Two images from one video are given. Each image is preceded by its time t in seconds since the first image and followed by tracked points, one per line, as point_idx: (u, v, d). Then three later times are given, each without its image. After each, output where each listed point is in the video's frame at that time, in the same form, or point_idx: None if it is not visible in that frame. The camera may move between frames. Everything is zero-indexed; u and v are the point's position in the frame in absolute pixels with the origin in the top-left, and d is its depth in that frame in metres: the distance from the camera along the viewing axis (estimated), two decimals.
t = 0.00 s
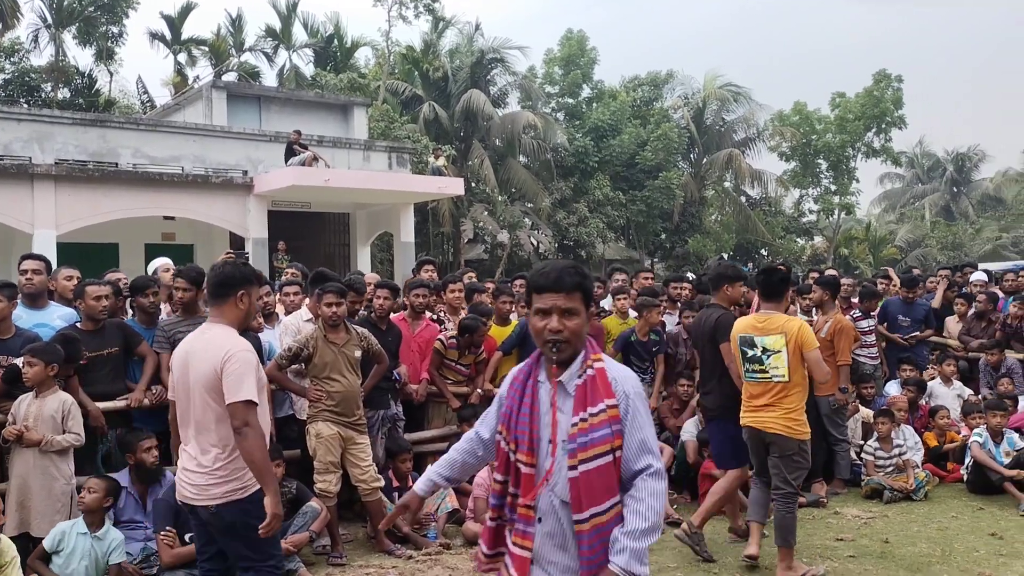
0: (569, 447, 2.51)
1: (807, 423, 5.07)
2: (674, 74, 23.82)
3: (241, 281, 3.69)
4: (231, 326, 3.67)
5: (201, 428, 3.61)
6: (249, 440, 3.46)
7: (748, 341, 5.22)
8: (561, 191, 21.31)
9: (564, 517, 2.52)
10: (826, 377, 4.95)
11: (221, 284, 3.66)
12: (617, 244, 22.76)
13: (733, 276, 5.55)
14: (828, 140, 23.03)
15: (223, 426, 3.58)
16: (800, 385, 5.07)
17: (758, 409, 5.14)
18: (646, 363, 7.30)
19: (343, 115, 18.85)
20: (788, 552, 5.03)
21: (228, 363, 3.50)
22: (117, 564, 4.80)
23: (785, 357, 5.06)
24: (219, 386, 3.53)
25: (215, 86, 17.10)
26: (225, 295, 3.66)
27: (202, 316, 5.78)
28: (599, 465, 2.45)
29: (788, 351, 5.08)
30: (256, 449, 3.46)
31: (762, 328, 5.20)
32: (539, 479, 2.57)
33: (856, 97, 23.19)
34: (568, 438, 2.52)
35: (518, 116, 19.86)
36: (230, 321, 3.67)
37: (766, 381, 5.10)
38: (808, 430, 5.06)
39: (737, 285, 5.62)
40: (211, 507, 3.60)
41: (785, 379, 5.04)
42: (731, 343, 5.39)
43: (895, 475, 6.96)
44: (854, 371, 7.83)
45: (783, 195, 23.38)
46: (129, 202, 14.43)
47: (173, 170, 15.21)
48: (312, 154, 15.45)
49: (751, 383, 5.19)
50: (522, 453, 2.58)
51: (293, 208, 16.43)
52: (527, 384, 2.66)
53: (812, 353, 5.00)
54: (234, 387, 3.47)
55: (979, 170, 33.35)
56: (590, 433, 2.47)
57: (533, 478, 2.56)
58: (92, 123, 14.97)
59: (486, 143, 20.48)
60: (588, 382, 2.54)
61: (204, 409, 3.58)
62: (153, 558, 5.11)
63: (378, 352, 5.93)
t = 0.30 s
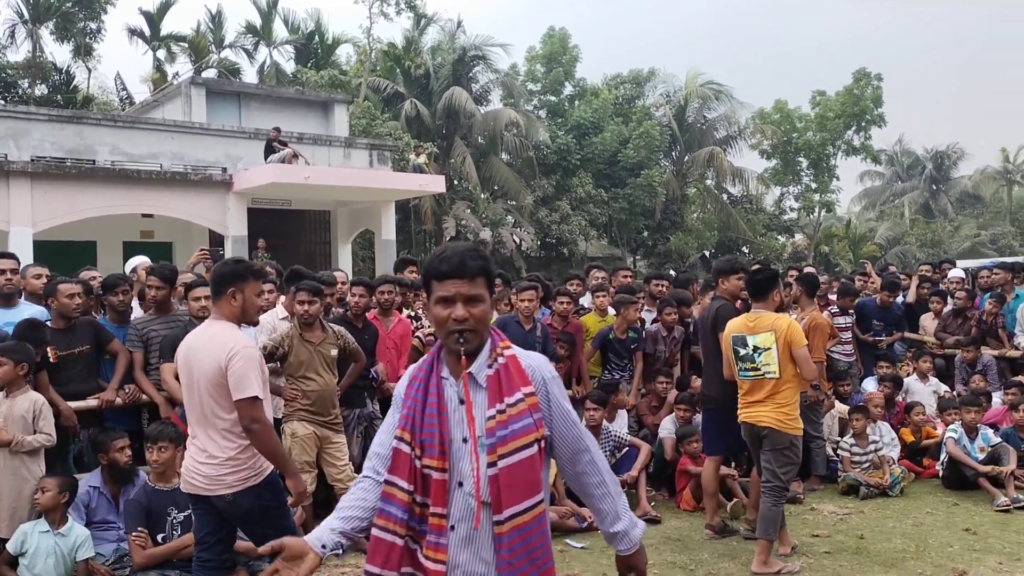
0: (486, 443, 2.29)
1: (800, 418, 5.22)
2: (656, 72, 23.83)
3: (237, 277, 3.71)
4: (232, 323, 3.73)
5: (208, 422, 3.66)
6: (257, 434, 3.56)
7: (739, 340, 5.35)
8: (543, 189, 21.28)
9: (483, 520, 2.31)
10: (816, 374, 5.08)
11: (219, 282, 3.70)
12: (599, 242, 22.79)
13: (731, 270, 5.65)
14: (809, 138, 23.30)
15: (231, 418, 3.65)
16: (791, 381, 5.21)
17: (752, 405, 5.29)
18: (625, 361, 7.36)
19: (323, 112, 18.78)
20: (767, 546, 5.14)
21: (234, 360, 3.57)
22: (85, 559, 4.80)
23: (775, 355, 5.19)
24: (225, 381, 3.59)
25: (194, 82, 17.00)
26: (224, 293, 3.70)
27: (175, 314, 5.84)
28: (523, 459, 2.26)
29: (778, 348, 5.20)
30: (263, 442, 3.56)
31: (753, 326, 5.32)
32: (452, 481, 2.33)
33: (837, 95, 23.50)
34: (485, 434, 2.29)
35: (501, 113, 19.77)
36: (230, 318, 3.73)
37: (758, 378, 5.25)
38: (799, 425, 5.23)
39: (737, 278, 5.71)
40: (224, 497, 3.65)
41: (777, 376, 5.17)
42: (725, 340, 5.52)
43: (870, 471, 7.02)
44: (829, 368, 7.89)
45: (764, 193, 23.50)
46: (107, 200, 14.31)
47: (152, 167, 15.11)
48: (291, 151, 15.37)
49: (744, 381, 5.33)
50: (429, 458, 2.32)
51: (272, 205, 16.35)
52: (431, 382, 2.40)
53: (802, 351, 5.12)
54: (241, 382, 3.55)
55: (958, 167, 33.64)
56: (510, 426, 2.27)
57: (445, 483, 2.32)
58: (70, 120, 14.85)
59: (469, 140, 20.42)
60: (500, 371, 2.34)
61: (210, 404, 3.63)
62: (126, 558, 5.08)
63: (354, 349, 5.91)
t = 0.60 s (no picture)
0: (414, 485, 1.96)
1: (782, 406, 5.39)
2: (634, 70, 23.85)
3: (253, 284, 3.70)
4: (254, 328, 3.74)
5: (236, 424, 3.66)
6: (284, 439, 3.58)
7: (721, 333, 5.61)
8: (522, 186, 21.28)
9: (403, 571, 1.99)
10: (790, 362, 5.26)
11: (239, 289, 3.71)
12: (579, 239, 22.85)
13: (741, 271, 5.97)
14: (786, 136, 23.57)
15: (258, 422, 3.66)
16: (769, 372, 5.40)
17: (734, 397, 5.53)
18: (600, 359, 7.42)
19: (300, 109, 18.72)
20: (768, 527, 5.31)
21: (261, 367, 3.57)
22: (50, 560, 4.70)
23: (751, 345, 5.42)
24: (252, 388, 3.58)
25: (169, 78, 16.90)
26: (244, 299, 3.72)
27: (144, 314, 5.75)
28: (454, 505, 1.92)
29: (753, 339, 5.43)
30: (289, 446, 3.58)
31: (731, 320, 5.57)
32: (373, 522, 2.04)
33: (814, 93, 23.86)
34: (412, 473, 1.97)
35: (479, 111, 19.72)
36: (252, 324, 3.74)
37: (737, 370, 5.49)
38: (784, 413, 5.39)
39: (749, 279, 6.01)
40: (256, 492, 3.60)
41: (753, 366, 5.39)
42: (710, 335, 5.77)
43: (845, 467, 7.04)
44: (804, 364, 7.96)
45: (742, 191, 23.68)
46: (81, 197, 14.18)
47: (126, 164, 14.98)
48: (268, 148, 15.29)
49: (726, 374, 5.58)
50: (354, 492, 2.03)
51: (249, 202, 16.28)
52: (362, 404, 2.10)
53: (776, 340, 5.32)
54: (269, 389, 3.57)
55: (933, 165, 33.98)
56: (441, 465, 1.93)
57: (369, 525, 2.03)
58: (43, 116, 14.69)
59: (448, 137, 20.39)
60: (435, 401, 2.02)
61: (237, 407, 3.63)
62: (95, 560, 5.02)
63: (329, 349, 5.87)
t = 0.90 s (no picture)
0: (326, 504, 1.81)
1: (761, 401, 5.45)
2: (607, 70, 23.91)
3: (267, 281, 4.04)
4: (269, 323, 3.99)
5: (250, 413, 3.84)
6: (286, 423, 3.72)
7: (701, 329, 5.70)
8: (496, 185, 21.26)
9: None
10: (767, 357, 5.33)
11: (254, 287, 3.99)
12: (552, 239, 22.89)
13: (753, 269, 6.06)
14: (757, 136, 23.76)
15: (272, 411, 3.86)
16: (746, 367, 5.48)
17: (713, 392, 5.62)
18: (570, 359, 7.44)
19: (271, 108, 18.58)
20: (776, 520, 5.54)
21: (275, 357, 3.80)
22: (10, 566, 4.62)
23: (728, 342, 5.50)
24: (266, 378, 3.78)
25: (137, 76, 16.68)
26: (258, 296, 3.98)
27: (107, 315, 5.67)
28: (372, 530, 1.78)
29: (730, 336, 5.51)
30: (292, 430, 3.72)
31: (710, 316, 5.65)
32: (283, 543, 1.86)
33: (784, 94, 24.18)
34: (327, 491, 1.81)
35: (452, 110, 19.67)
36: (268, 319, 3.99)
37: (715, 366, 5.59)
38: (763, 406, 5.46)
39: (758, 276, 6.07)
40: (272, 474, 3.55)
41: (730, 361, 5.49)
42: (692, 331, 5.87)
43: (810, 463, 7.16)
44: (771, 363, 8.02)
45: (714, 190, 23.83)
46: (47, 196, 13.97)
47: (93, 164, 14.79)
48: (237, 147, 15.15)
49: (707, 369, 5.67)
50: (259, 510, 1.85)
51: (219, 201, 16.16)
52: (275, 405, 1.93)
53: (752, 337, 5.39)
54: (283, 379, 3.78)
55: (901, 166, 34.43)
56: (355, 486, 1.79)
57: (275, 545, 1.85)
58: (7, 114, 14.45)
59: (421, 137, 20.31)
60: (356, 409, 1.87)
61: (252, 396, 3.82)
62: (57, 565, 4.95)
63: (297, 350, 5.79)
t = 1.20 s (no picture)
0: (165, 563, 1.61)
1: (748, 405, 5.51)
2: (576, 71, 23.97)
3: (272, 281, 4.20)
4: (275, 322, 4.21)
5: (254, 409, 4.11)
6: (291, 418, 3.93)
7: (689, 334, 5.72)
8: (465, 186, 21.22)
9: None
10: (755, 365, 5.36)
11: (258, 288, 4.22)
12: (522, 238, 22.92)
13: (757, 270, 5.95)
14: (724, 138, 24.01)
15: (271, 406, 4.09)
16: (734, 372, 5.51)
17: (702, 395, 5.67)
18: (537, 359, 7.47)
19: (237, 107, 18.42)
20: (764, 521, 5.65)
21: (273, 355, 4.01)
22: None
23: (716, 348, 5.52)
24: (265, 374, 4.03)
25: (99, 75, 16.43)
26: (263, 296, 4.20)
27: (66, 317, 5.56)
28: None
29: (720, 342, 5.53)
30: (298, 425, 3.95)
31: (699, 321, 5.66)
32: None
33: (751, 96, 24.46)
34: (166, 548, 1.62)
35: (421, 110, 19.61)
36: (272, 319, 4.21)
37: (704, 370, 5.62)
38: (750, 411, 5.52)
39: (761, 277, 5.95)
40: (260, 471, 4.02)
41: (719, 367, 5.52)
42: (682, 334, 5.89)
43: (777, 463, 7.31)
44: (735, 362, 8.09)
45: (682, 191, 24.01)
46: (7, 197, 13.72)
47: (54, 164, 14.55)
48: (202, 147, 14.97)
49: (695, 372, 5.71)
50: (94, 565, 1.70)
51: (184, 201, 15.97)
52: (119, 448, 1.77)
53: (740, 343, 5.41)
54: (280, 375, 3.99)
55: (865, 167, 34.94)
56: (192, 543, 1.58)
57: None
58: None
59: (389, 137, 20.22)
60: (201, 453, 1.65)
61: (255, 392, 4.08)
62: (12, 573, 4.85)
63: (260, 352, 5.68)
